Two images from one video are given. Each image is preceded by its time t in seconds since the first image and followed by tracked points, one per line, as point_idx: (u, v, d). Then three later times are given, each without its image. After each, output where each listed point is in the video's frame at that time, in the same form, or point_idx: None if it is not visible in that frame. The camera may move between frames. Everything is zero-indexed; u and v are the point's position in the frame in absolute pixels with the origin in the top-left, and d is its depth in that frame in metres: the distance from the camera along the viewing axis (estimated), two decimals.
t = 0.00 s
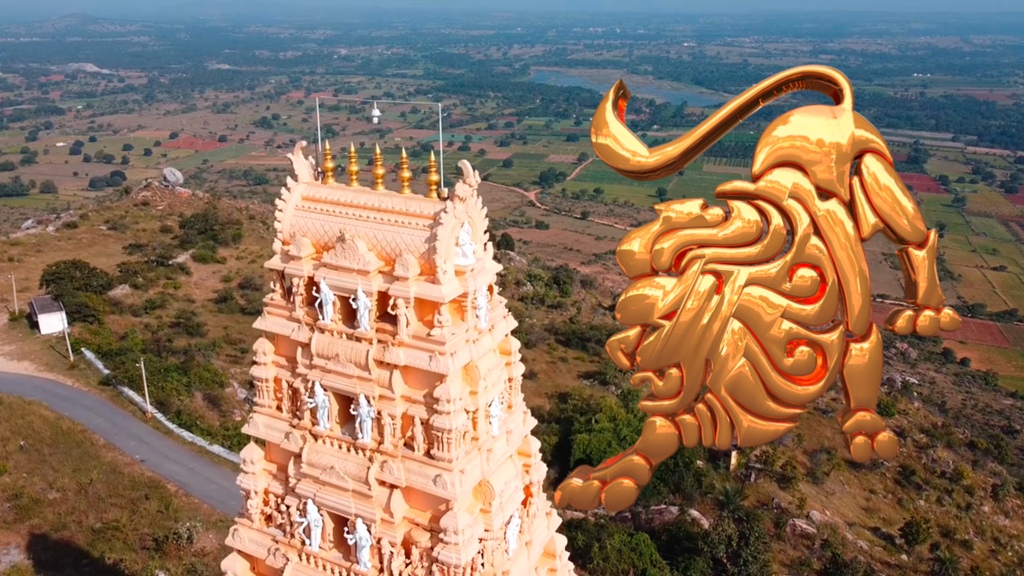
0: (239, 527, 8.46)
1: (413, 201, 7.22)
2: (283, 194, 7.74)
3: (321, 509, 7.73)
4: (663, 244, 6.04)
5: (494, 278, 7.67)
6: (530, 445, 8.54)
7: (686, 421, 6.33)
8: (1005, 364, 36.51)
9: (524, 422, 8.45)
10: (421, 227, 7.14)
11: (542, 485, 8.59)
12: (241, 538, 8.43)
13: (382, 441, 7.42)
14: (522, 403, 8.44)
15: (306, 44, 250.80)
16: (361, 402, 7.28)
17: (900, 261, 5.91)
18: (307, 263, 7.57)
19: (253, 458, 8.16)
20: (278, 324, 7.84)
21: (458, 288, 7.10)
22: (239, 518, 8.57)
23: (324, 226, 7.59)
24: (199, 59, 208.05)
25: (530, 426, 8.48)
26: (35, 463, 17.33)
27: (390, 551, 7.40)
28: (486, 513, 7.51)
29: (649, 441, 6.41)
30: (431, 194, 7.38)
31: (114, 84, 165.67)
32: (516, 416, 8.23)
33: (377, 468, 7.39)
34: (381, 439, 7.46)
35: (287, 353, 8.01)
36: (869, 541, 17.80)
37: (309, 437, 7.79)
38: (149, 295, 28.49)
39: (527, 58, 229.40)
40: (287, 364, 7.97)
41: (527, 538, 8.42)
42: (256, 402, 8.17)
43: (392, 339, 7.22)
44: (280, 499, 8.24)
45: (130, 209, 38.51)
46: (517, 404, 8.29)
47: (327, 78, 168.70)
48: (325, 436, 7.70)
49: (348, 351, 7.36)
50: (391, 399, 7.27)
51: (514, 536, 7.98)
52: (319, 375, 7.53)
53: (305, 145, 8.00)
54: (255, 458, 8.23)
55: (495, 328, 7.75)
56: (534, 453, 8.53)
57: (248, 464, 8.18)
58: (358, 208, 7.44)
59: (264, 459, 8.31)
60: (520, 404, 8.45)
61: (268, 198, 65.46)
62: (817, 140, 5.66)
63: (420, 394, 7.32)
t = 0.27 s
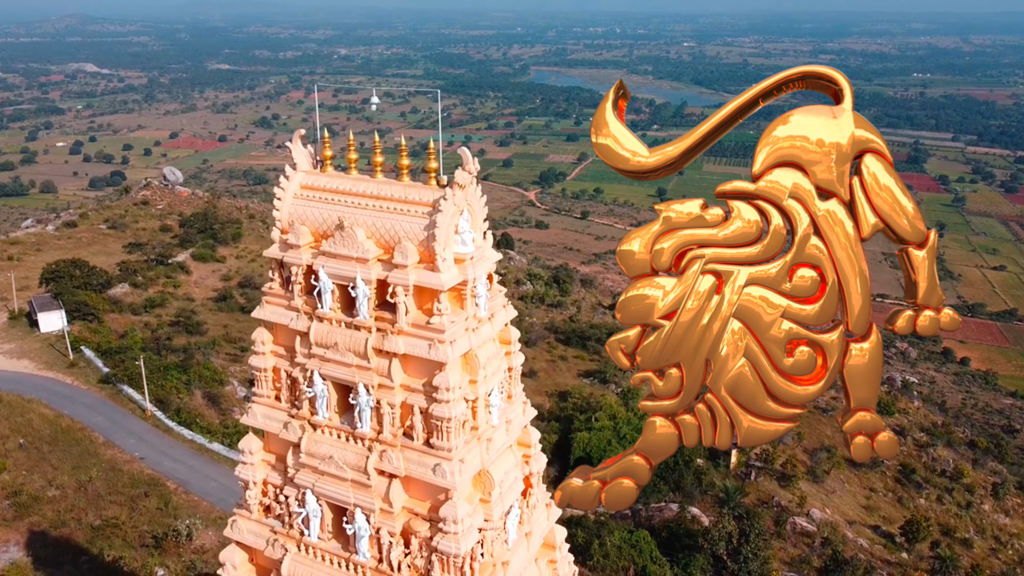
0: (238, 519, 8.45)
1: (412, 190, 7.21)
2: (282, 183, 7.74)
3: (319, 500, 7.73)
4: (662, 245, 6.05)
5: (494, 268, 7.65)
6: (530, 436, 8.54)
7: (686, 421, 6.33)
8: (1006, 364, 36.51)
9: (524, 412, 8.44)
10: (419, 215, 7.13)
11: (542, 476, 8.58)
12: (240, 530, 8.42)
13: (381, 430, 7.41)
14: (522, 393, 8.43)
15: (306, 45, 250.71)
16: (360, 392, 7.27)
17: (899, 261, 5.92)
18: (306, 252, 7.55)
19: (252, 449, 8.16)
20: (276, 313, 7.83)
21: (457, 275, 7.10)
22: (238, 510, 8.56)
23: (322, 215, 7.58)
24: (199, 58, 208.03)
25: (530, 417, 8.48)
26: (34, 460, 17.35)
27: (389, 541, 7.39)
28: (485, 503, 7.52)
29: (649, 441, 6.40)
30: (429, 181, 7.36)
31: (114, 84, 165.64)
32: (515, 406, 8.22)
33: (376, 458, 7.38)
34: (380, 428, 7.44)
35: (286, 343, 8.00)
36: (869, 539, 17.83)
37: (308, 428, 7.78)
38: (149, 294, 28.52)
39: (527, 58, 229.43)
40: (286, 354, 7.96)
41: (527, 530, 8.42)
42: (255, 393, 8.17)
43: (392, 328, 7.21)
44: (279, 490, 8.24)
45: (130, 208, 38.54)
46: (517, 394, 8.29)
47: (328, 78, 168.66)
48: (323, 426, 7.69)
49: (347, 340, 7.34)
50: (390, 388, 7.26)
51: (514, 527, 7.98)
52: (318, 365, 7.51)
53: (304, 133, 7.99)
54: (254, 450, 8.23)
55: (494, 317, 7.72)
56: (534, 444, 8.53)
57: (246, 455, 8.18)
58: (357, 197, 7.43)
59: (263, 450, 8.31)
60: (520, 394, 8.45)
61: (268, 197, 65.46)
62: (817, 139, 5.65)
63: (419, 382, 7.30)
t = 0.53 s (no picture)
0: (236, 511, 8.45)
1: (411, 178, 7.20)
2: (280, 172, 7.73)
3: (318, 491, 7.72)
4: (663, 245, 6.05)
5: (494, 258, 7.65)
6: (530, 429, 8.54)
7: (686, 421, 6.33)
8: (1005, 363, 36.52)
9: (523, 404, 8.45)
10: (419, 204, 7.12)
11: (541, 468, 8.61)
12: (239, 522, 8.43)
13: (380, 421, 7.40)
14: (521, 385, 8.44)
15: (306, 45, 250.73)
16: (359, 382, 7.26)
17: (899, 261, 5.91)
18: (305, 242, 7.55)
19: (250, 441, 8.15)
20: (275, 304, 7.81)
21: (457, 265, 7.10)
22: (236, 502, 8.55)
23: (321, 204, 7.58)
24: (199, 58, 208.07)
25: (530, 409, 8.49)
26: (34, 458, 17.37)
27: (388, 533, 7.39)
28: (485, 494, 7.50)
29: (649, 441, 6.40)
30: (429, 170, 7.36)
31: (114, 84, 165.69)
32: (515, 398, 8.23)
33: (375, 448, 7.37)
34: (380, 419, 7.43)
35: (284, 334, 7.99)
36: (869, 537, 17.85)
37: (306, 419, 7.77)
38: (148, 293, 28.56)
39: (527, 58, 229.45)
40: (285, 345, 7.96)
41: (527, 522, 8.42)
42: (253, 385, 8.16)
43: (391, 318, 7.20)
44: (277, 482, 8.24)
45: (130, 208, 38.56)
46: (516, 385, 8.29)
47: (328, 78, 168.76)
48: (322, 417, 7.67)
49: (345, 330, 7.33)
50: (389, 378, 7.26)
51: (514, 519, 7.98)
52: (316, 355, 7.50)
53: (302, 123, 7.97)
54: (252, 441, 8.23)
55: (493, 308, 7.73)
56: (534, 436, 8.54)
57: (245, 447, 8.17)
58: (356, 186, 7.43)
59: (261, 441, 8.31)
60: (520, 386, 8.45)
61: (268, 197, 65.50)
62: (817, 139, 5.65)
63: (418, 373, 7.30)
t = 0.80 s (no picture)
0: (234, 503, 8.45)
1: (409, 167, 7.21)
2: (278, 161, 7.72)
3: (316, 481, 7.72)
4: (662, 244, 6.05)
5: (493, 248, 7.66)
6: (529, 421, 8.55)
7: (686, 421, 6.33)
8: (1006, 363, 36.52)
9: (522, 394, 8.46)
10: (417, 191, 7.12)
11: (540, 459, 8.62)
12: (236, 513, 8.43)
13: (379, 411, 7.40)
14: (521, 376, 8.45)
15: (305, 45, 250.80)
16: (357, 371, 7.26)
17: (900, 261, 5.91)
18: (303, 231, 7.56)
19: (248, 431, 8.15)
20: (273, 295, 7.81)
21: (455, 253, 7.11)
22: (234, 494, 8.55)
23: (319, 192, 7.59)
24: (198, 58, 208.10)
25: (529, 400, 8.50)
26: (33, 456, 17.41)
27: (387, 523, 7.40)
28: (484, 485, 7.51)
29: (649, 441, 6.40)
30: (427, 158, 7.36)
31: (114, 84, 165.77)
32: (514, 388, 8.24)
33: (374, 438, 7.38)
34: (378, 409, 7.42)
35: (283, 324, 7.99)
36: (869, 536, 17.85)
37: (304, 409, 7.76)
38: (147, 292, 28.59)
39: (527, 57, 229.49)
40: (283, 336, 7.95)
41: (526, 513, 8.43)
42: (251, 375, 8.16)
43: (389, 307, 7.20)
44: (275, 473, 8.23)
45: (129, 207, 38.58)
46: (515, 376, 8.31)
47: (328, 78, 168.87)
48: (320, 407, 7.67)
49: (343, 320, 7.32)
50: (388, 367, 7.26)
51: (513, 510, 7.99)
52: (314, 345, 7.50)
53: (300, 112, 7.96)
54: (250, 433, 8.22)
55: (492, 297, 7.74)
56: (533, 428, 8.54)
57: (243, 438, 8.17)
58: (354, 175, 7.43)
59: (259, 432, 8.31)
60: (519, 377, 8.47)
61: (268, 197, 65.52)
62: (817, 139, 5.66)
63: (417, 362, 7.31)
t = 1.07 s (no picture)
0: (232, 492, 8.49)
1: (408, 153, 7.20)
2: (275, 147, 7.71)
3: (314, 471, 7.72)
4: (663, 244, 6.05)
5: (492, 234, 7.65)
6: (529, 411, 8.56)
7: (685, 420, 6.34)
8: (1006, 362, 36.52)
9: (521, 383, 8.47)
10: (416, 178, 7.11)
11: (540, 450, 8.63)
12: (234, 504, 8.45)
13: (377, 400, 7.40)
14: (520, 364, 8.45)
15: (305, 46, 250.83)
16: (355, 359, 7.27)
17: (899, 261, 5.89)
18: (300, 218, 7.56)
19: (246, 421, 8.18)
20: (270, 282, 7.82)
21: (454, 240, 7.10)
22: (232, 484, 8.59)
23: (315, 179, 7.58)
24: (198, 58, 208.20)
25: (528, 389, 8.51)
26: (33, 454, 17.48)
27: (385, 513, 7.39)
28: (483, 475, 7.51)
29: (649, 441, 6.40)
30: (426, 145, 7.35)
31: (114, 83, 165.82)
32: (513, 376, 8.25)
33: (372, 428, 7.38)
34: (376, 398, 7.43)
35: (280, 312, 8.01)
36: (870, 534, 17.85)
37: (303, 398, 7.77)
38: (147, 290, 28.61)
39: (527, 57, 229.52)
40: (280, 324, 7.96)
41: (525, 503, 8.44)
42: (249, 363, 8.17)
43: (387, 294, 7.21)
44: (273, 463, 8.24)
45: (129, 206, 38.60)
46: (514, 364, 8.32)
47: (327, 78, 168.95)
48: (318, 397, 7.68)
49: (341, 307, 7.32)
50: (386, 355, 7.26)
51: (512, 499, 8.01)
52: (312, 333, 7.51)
53: (298, 100, 7.97)
54: (248, 422, 8.25)
55: (491, 285, 7.73)
56: (532, 418, 8.56)
57: (240, 427, 8.20)
58: (352, 161, 7.43)
59: (257, 423, 8.31)
60: (518, 365, 8.48)
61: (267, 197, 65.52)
62: (817, 139, 5.66)
63: (415, 350, 7.29)
